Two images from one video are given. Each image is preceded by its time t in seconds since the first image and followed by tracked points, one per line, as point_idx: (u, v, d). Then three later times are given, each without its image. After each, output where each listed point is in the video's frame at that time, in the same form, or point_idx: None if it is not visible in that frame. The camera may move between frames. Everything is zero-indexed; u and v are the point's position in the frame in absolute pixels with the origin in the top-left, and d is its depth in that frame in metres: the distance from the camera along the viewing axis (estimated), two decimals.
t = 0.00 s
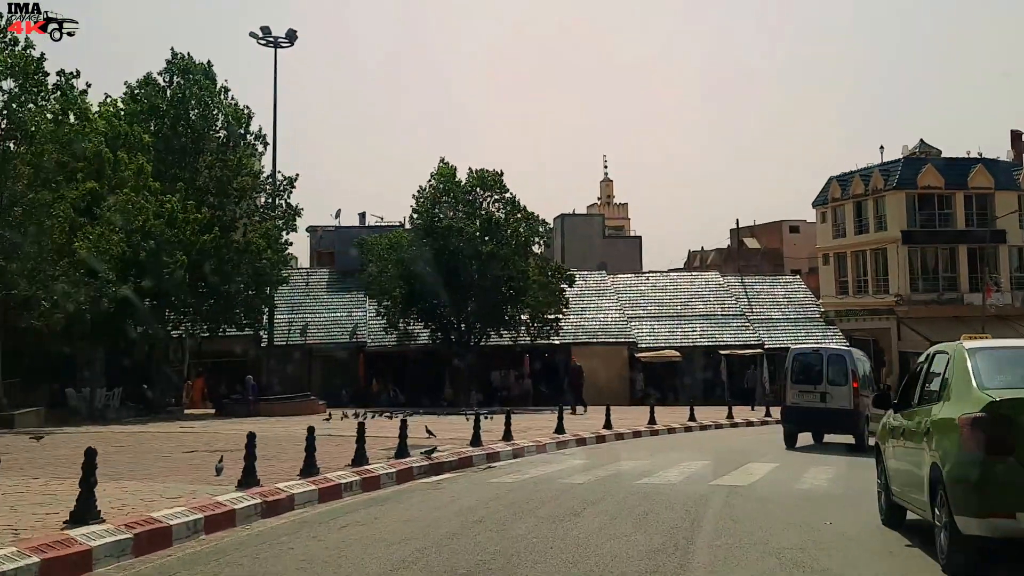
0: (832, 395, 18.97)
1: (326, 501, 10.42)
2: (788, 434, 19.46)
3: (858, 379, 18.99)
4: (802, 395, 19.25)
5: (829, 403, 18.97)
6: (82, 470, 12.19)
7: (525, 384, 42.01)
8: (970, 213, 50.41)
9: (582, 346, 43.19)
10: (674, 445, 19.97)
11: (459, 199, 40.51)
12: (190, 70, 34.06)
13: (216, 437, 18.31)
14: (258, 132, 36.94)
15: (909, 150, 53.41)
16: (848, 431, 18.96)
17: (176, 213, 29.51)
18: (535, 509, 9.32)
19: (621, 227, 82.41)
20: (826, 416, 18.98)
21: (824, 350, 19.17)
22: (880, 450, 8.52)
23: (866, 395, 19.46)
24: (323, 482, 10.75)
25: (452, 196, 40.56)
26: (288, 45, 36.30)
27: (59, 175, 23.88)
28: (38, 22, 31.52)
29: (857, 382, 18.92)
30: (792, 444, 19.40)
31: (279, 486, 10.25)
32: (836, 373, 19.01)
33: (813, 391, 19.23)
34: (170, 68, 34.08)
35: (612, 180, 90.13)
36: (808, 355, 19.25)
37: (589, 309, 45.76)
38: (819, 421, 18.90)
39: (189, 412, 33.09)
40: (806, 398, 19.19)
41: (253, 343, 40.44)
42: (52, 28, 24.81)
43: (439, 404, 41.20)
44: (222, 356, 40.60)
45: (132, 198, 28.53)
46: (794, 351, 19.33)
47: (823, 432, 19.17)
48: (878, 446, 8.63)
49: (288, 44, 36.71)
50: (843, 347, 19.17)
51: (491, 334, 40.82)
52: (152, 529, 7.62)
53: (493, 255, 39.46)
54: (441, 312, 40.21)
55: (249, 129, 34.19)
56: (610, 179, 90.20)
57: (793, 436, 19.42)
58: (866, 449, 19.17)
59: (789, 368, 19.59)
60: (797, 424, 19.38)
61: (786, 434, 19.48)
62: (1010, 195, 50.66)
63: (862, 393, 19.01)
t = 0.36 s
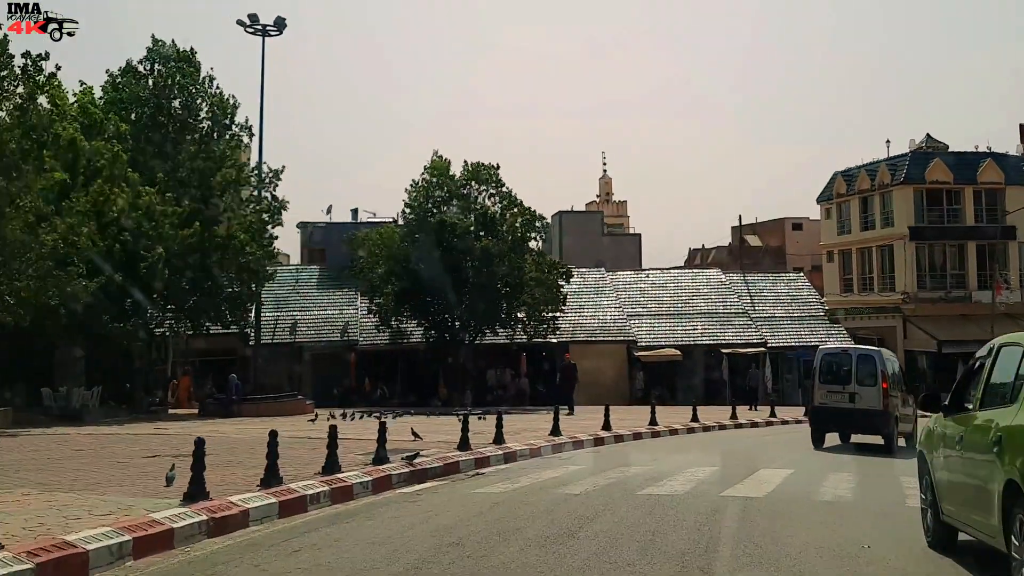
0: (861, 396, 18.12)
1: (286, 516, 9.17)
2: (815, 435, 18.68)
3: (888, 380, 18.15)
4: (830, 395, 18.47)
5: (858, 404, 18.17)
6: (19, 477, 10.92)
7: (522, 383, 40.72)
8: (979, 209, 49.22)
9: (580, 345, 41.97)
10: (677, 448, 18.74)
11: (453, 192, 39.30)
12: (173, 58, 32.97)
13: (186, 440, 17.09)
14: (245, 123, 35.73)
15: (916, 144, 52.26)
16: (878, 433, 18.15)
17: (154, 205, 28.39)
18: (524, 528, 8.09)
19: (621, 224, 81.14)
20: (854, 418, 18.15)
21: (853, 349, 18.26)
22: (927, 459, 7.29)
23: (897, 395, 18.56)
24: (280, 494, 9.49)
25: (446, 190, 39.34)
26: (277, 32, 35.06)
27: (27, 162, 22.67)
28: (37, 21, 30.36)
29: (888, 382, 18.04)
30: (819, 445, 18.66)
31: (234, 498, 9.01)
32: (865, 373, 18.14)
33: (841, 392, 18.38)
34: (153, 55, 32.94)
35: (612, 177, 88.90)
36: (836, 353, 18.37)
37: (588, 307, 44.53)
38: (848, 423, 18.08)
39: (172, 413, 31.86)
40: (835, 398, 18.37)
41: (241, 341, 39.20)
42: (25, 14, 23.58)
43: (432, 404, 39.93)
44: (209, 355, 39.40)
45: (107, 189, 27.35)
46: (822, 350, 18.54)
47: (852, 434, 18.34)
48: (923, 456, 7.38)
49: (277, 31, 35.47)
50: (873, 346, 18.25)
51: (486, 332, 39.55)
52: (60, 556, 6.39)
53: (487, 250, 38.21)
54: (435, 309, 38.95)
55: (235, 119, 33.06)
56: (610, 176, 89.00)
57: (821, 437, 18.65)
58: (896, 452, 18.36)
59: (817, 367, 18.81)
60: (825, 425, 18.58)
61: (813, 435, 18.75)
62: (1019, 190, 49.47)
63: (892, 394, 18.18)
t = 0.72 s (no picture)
0: (890, 397, 17.45)
1: (232, 537, 7.99)
2: (844, 437, 18.03)
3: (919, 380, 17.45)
4: (859, 395, 17.82)
5: (887, 404, 17.49)
6: None
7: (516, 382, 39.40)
8: (986, 205, 47.94)
9: (578, 343, 40.72)
10: (678, 455, 17.48)
11: (448, 186, 38.04)
12: (154, 45, 31.70)
13: (148, 443, 15.84)
14: (230, 113, 34.50)
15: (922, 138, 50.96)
16: (908, 434, 17.46)
17: (132, 198, 27.13)
18: (501, 557, 6.85)
19: (620, 222, 79.87)
20: (884, 419, 17.46)
21: (882, 349, 17.62)
22: (988, 478, 6.12)
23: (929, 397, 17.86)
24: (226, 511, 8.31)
25: (439, 183, 38.07)
26: (263, 19, 33.82)
27: None
28: (39, 23, 29.13)
29: (918, 382, 17.35)
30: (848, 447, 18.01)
31: (169, 518, 7.82)
32: (894, 374, 17.48)
33: (870, 392, 17.73)
34: (133, 42, 31.66)
35: (611, 174, 87.65)
36: (865, 353, 17.75)
37: (586, 304, 43.26)
38: (876, 424, 17.41)
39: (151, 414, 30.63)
40: (863, 399, 17.72)
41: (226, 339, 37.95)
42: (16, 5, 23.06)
43: (425, 405, 38.66)
44: (193, 353, 38.14)
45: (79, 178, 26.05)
46: (851, 350, 17.89)
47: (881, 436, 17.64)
48: (982, 474, 6.20)
49: (263, 18, 34.25)
50: (903, 345, 17.61)
51: (481, 330, 38.28)
52: None
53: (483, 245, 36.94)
54: (427, 306, 37.67)
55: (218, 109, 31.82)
56: (608, 173, 87.75)
57: (850, 439, 18.00)
58: (927, 454, 17.63)
59: (846, 367, 18.17)
60: (853, 427, 17.93)
61: (842, 436, 18.11)
62: None
63: (922, 395, 17.47)
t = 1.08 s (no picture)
0: (921, 401, 16.97)
1: (152, 569, 6.72)
2: (874, 441, 17.59)
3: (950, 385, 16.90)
4: (888, 398, 17.36)
5: (918, 409, 17.00)
6: None
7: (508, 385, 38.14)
8: (991, 203, 46.73)
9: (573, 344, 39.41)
10: (679, 468, 16.18)
11: (439, 181, 36.63)
12: (132, 32, 30.30)
13: (98, 452, 14.46)
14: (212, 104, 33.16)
15: (925, 134, 49.77)
16: (940, 438, 16.95)
17: (106, 191, 25.83)
18: None
19: (617, 222, 78.64)
20: (914, 423, 16.98)
21: (913, 352, 17.15)
22: None
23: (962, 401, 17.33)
24: (147, 536, 7.05)
25: (430, 178, 36.71)
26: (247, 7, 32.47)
27: None
28: (37, 21, 27.82)
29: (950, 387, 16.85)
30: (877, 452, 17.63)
31: (73, 547, 6.56)
32: (926, 377, 16.99)
33: (901, 396, 17.26)
34: (109, 29, 30.28)
35: (607, 174, 86.44)
36: (895, 355, 17.29)
37: (581, 303, 41.92)
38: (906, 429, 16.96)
39: (127, 417, 29.33)
40: (893, 403, 17.26)
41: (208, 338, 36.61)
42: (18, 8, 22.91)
43: (414, 407, 37.35)
44: (174, 354, 36.80)
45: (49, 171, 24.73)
46: (880, 353, 17.43)
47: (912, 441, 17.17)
48: None
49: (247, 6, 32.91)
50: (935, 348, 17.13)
51: (472, 331, 36.96)
52: None
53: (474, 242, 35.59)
54: (417, 307, 36.30)
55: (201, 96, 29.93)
56: (605, 173, 86.54)
57: (879, 443, 17.55)
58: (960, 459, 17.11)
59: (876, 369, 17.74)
60: (883, 431, 17.48)
61: (870, 440, 17.72)
62: None
63: (955, 399, 16.95)
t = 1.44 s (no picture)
0: (952, 399, 17.17)
1: None
2: (903, 438, 17.74)
3: (981, 383, 17.24)
4: (919, 396, 17.53)
5: (949, 407, 17.21)
6: None
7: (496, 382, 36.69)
8: (994, 195, 45.41)
9: (564, 340, 38.00)
10: (675, 475, 14.74)
11: (425, 170, 35.22)
12: (98, 10, 28.70)
13: (29, 455, 13.01)
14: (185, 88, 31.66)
15: (926, 125, 48.44)
16: (970, 437, 17.13)
17: (64, 174, 24.41)
18: None
19: (610, 218, 77.21)
20: (944, 421, 17.19)
21: (944, 351, 17.35)
22: None
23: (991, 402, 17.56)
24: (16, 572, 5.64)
25: (415, 167, 35.28)
26: None
27: None
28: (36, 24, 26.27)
29: (981, 385, 17.06)
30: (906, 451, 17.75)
31: None
32: (957, 375, 17.21)
33: (932, 394, 17.43)
34: (74, 7, 28.68)
35: (601, 169, 85.05)
36: (927, 354, 17.47)
37: (573, 298, 40.44)
38: (936, 427, 17.16)
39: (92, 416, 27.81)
40: (924, 401, 17.42)
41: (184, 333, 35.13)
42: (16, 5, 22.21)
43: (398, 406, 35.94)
44: (148, 349, 35.31)
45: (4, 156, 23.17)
46: (910, 351, 17.67)
47: (942, 438, 17.34)
48: None
49: None
50: (965, 347, 17.36)
51: (459, 326, 35.51)
52: None
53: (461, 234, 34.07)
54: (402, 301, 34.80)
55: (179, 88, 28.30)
56: (598, 168, 85.17)
57: (908, 442, 17.71)
58: (989, 458, 17.29)
59: (905, 367, 17.93)
60: (912, 429, 17.63)
61: (900, 440, 17.83)
62: None
63: (985, 399, 17.15)
